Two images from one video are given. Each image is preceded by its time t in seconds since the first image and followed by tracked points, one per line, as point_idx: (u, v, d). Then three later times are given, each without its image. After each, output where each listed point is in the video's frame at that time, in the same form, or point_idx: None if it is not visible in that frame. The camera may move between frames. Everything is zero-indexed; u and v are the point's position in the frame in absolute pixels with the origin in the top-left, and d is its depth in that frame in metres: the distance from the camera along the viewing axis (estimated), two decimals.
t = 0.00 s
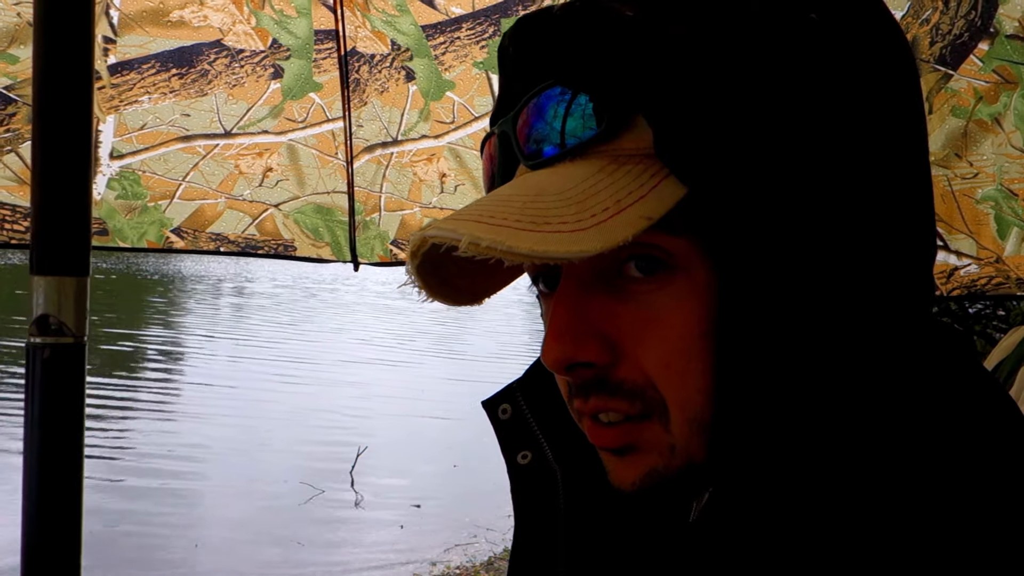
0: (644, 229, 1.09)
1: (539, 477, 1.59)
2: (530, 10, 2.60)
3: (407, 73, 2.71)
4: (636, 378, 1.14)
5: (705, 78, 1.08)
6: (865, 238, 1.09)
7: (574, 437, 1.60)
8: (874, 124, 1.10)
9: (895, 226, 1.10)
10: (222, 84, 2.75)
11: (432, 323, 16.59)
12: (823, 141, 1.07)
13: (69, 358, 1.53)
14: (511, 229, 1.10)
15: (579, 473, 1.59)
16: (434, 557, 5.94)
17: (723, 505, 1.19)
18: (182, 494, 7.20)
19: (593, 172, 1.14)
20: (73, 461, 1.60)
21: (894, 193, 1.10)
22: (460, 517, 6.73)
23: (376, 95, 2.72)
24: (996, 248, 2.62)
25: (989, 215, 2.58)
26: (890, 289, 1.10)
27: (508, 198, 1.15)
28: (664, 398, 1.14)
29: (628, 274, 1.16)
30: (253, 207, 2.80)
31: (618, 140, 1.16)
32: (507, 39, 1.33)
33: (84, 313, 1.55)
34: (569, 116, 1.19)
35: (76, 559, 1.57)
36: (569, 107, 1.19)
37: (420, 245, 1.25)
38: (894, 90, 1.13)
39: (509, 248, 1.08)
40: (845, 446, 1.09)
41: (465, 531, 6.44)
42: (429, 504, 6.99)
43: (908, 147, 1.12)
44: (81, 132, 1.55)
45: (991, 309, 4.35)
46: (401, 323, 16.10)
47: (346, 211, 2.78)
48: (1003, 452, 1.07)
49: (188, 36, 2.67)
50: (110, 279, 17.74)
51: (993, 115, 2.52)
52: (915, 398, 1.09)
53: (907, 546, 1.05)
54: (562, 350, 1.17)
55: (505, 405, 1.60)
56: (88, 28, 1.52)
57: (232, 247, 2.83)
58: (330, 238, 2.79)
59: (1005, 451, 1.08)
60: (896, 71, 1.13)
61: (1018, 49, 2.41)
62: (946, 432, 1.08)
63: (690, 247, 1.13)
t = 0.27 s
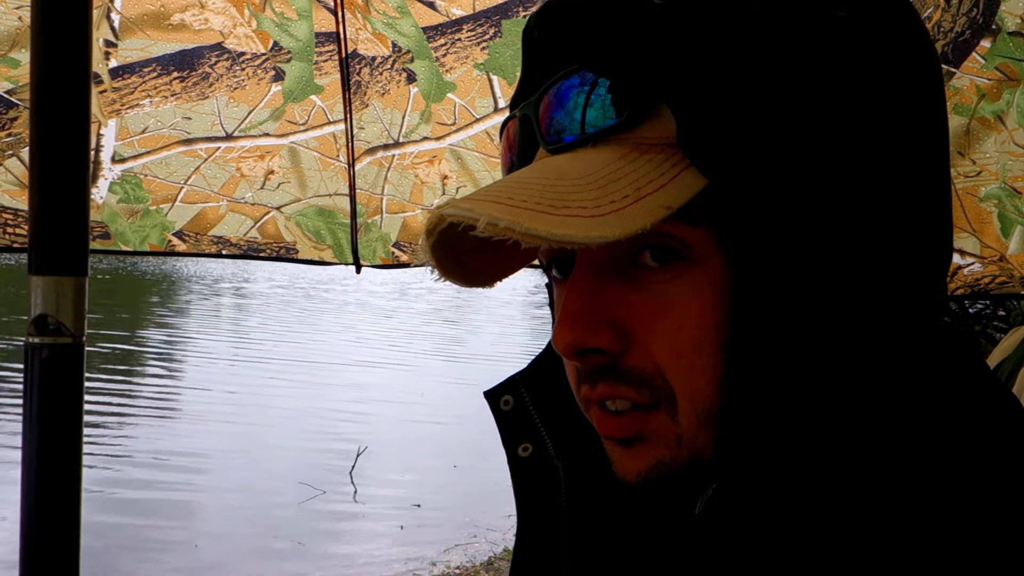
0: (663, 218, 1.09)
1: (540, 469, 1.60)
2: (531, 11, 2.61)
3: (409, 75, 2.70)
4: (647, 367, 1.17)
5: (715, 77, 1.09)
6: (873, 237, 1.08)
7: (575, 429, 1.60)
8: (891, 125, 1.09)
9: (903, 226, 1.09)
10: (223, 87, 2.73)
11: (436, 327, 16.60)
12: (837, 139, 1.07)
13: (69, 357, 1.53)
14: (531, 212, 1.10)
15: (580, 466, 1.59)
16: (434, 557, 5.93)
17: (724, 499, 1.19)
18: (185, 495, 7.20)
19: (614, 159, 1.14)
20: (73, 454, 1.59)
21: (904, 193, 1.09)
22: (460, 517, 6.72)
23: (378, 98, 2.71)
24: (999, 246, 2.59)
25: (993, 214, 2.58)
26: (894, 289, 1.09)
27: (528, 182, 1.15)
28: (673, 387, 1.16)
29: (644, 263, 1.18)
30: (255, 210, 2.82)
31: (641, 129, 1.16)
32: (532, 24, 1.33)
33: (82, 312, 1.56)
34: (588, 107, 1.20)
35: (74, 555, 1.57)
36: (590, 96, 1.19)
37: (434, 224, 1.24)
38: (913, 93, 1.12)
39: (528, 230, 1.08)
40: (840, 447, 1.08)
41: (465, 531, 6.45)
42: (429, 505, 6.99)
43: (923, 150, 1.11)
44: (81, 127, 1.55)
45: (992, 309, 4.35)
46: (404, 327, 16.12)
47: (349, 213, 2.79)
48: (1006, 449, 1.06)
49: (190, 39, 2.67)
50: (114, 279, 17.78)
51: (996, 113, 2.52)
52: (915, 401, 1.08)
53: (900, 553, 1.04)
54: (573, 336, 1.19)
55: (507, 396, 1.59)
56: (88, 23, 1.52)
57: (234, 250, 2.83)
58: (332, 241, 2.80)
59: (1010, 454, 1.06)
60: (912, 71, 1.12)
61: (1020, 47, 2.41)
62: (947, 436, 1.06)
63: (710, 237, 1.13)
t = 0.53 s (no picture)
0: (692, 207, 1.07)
1: (538, 460, 1.59)
2: (534, 11, 2.58)
3: (412, 73, 2.71)
4: (664, 359, 1.13)
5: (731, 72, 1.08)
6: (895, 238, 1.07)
7: (573, 420, 1.60)
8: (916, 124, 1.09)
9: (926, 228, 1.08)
10: (226, 85, 2.74)
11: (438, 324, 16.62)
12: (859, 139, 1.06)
13: (69, 359, 1.46)
14: (560, 193, 1.08)
15: (580, 461, 1.60)
16: (434, 556, 5.95)
17: (729, 494, 1.19)
18: (186, 490, 7.21)
19: (643, 147, 1.12)
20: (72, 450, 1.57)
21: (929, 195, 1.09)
22: (460, 517, 6.74)
23: (381, 96, 2.72)
24: (1002, 249, 2.65)
25: (995, 216, 2.61)
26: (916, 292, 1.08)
27: (557, 165, 1.13)
28: (690, 380, 1.12)
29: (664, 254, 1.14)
30: (258, 208, 2.81)
31: (671, 118, 1.14)
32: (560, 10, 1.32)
33: (82, 313, 1.47)
34: (611, 93, 1.19)
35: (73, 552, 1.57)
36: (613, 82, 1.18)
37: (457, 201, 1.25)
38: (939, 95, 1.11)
39: (556, 211, 1.06)
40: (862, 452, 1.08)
41: (465, 530, 6.46)
42: (429, 506, 7.00)
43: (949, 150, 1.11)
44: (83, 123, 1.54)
45: (991, 309, 4.36)
46: (407, 323, 16.13)
47: (351, 212, 2.79)
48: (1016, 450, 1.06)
49: (193, 37, 2.66)
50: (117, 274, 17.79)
51: (999, 115, 2.51)
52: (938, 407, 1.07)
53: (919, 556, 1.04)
54: (594, 324, 1.15)
55: (505, 385, 1.58)
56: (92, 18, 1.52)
57: (236, 249, 2.84)
58: (334, 239, 2.82)
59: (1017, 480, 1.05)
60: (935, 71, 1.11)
61: None
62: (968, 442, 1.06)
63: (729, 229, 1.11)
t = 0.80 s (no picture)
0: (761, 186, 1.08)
1: (544, 442, 1.57)
2: (536, 9, 2.59)
3: (413, 71, 2.73)
4: (715, 336, 1.14)
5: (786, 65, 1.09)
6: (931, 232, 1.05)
7: (582, 401, 1.59)
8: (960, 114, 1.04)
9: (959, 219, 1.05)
10: (227, 83, 2.80)
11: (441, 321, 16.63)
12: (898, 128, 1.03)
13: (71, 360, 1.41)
14: (631, 158, 1.09)
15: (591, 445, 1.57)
16: (434, 557, 5.96)
17: (754, 485, 1.18)
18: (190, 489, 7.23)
19: (715, 121, 1.13)
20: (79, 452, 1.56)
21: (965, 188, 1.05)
22: (461, 517, 6.75)
23: (382, 94, 2.73)
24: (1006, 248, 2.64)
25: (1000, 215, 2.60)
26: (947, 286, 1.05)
27: (630, 128, 1.14)
28: (739, 358, 1.14)
29: (726, 231, 1.15)
30: (260, 206, 2.80)
31: (743, 96, 1.14)
32: None
33: (85, 313, 1.42)
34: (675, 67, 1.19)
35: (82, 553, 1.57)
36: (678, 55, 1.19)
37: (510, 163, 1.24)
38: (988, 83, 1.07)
39: (625, 177, 1.07)
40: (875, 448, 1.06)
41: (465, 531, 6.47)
42: (429, 505, 7.01)
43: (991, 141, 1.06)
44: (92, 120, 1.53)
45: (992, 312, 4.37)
46: (409, 321, 16.14)
47: (352, 209, 2.73)
48: None
49: (194, 35, 2.70)
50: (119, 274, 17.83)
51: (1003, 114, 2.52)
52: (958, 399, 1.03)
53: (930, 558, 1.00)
54: (644, 296, 1.16)
55: (514, 361, 1.58)
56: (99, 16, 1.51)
57: (238, 246, 2.79)
58: (336, 237, 2.76)
59: None
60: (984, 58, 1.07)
61: None
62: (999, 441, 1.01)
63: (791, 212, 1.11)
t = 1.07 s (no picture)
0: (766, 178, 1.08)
1: (548, 437, 1.57)
2: (535, 12, 2.55)
3: (412, 75, 2.71)
4: (715, 325, 1.14)
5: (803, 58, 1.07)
6: (944, 234, 1.05)
7: (586, 392, 1.60)
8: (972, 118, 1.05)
9: (970, 224, 1.06)
10: (225, 87, 2.77)
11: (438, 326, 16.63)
12: (915, 128, 1.04)
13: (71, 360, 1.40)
14: (639, 146, 1.10)
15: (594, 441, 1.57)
16: (434, 557, 5.96)
17: (755, 481, 1.18)
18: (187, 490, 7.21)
19: (726, 112, 1.13)
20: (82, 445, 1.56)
21: (975, 192, 1.06)
22: (460, 517, 6.75)
23: (380, 98, 2.70)
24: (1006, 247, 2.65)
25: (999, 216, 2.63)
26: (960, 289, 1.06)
27: (640, 117, 1.15)
28: (738, 349, 1.13)
29: (731, 224, 1.15)
30: (257, 210, 2.83)
31: (754, 88, 1.14)
32: None
33: (85, 314, 1.41)
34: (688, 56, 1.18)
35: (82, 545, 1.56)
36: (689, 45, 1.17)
37: (530, 141, 1.27)
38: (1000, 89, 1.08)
39: (634, 163, 1.09)
40: (893, 449, 1.05)
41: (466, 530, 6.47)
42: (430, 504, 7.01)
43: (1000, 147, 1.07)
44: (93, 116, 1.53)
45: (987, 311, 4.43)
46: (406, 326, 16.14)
47: (351, 214, 2.80)
48: None
49: (193, 39, 2.68)
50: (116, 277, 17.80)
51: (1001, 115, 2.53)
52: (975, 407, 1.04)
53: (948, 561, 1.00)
54: (646, 282, 1.16)
55: (520, 355, 1.58)
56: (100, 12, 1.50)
57: (236, 251, 2.85)
58: (334, 241, 2.81)
59: None
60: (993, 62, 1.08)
61: None
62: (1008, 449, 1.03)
63: (796, 204, 1.12)
